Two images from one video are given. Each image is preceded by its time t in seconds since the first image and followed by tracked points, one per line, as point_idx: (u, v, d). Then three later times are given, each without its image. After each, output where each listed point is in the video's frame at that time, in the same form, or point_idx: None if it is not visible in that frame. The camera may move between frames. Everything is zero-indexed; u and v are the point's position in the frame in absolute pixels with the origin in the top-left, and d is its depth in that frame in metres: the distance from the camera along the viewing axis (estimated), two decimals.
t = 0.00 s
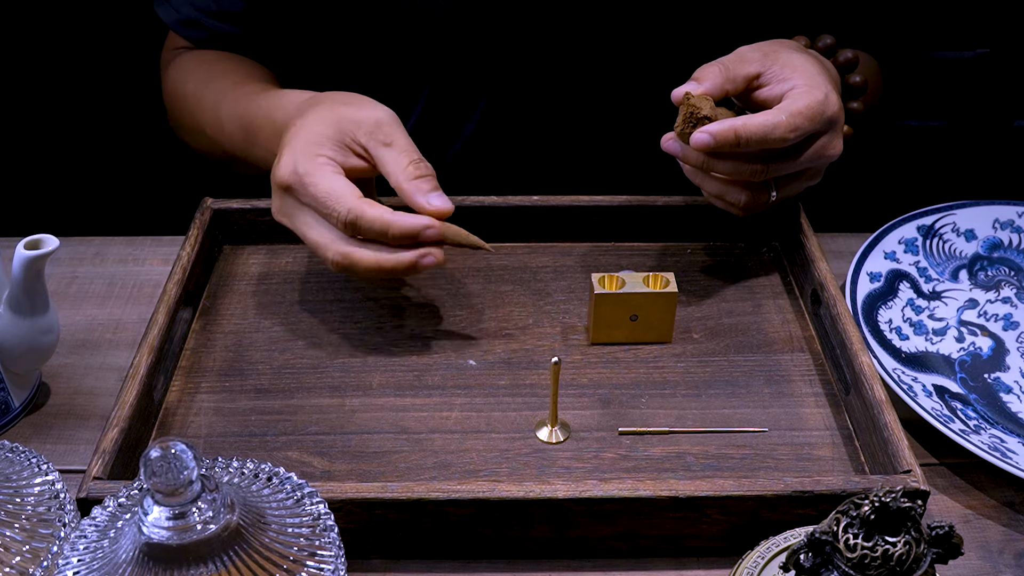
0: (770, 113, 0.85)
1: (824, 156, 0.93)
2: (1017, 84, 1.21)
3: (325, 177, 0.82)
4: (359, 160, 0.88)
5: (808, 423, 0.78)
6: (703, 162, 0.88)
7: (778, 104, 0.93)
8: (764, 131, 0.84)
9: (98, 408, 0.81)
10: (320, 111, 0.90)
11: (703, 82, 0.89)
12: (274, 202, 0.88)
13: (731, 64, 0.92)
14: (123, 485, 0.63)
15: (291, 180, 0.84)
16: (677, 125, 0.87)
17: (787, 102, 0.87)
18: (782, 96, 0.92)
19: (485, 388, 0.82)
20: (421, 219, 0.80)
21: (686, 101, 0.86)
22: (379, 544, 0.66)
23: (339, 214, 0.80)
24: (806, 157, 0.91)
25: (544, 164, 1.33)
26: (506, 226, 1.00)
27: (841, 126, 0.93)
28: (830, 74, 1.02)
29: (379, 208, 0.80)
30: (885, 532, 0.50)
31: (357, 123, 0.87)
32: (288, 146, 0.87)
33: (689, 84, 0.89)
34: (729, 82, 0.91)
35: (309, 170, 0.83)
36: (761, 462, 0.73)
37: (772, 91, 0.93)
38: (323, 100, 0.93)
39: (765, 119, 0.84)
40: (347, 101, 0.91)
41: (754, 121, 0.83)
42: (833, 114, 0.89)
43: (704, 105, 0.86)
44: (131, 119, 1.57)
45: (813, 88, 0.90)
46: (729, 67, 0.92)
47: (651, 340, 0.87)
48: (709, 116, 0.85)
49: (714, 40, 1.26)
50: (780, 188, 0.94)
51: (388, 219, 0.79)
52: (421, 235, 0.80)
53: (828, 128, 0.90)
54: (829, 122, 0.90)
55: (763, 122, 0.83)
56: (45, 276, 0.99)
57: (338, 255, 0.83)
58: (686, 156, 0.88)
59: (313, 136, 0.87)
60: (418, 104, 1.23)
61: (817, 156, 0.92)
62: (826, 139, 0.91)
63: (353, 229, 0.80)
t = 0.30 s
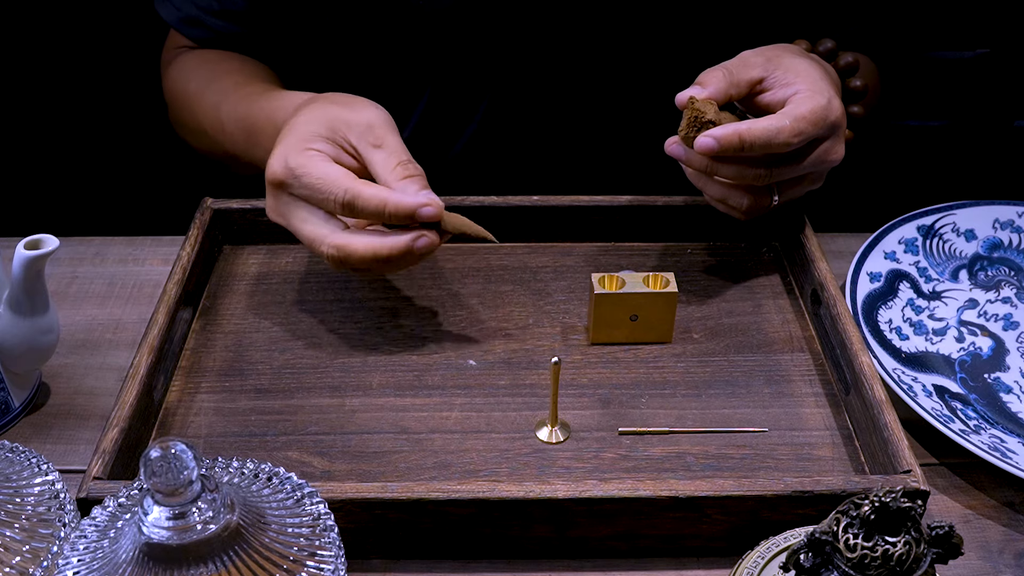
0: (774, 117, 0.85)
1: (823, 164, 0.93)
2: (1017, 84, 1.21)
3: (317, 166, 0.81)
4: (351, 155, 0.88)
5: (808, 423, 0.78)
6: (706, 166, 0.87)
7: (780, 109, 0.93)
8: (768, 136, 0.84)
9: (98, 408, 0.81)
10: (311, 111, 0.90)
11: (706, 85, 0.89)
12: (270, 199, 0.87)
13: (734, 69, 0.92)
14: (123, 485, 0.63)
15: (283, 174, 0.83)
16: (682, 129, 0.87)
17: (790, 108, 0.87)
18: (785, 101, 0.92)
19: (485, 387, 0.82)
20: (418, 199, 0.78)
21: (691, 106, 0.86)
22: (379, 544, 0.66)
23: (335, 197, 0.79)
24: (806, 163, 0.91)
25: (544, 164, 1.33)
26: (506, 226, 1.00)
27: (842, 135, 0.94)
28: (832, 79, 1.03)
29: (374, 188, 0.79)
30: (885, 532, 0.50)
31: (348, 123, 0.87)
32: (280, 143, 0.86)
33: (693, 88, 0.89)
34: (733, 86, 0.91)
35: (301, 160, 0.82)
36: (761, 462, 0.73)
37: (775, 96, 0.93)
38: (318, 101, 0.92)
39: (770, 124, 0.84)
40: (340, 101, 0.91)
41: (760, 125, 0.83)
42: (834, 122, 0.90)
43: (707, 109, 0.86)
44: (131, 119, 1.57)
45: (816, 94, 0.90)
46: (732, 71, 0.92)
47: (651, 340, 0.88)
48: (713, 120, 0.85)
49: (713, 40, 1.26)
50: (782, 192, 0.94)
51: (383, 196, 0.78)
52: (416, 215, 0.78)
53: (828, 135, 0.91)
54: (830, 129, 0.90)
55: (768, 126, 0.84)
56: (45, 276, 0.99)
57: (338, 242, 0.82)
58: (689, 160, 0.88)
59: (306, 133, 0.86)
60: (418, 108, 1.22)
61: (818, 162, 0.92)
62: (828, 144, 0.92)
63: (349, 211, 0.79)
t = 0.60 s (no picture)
0: (777, 117, 0.85)
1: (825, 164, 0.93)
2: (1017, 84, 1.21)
3: (323, 152, 0.81)
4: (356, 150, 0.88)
5: (808, 423, 0.78)
6: (707, 166, 0.87)
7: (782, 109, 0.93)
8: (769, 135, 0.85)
9: (98, 408, 0.81)
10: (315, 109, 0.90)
11: (708, 85, 0.89)
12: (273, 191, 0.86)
13: (737, 69, 0.92)
14: (123, 485, 0.63)
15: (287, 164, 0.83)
16: (683, 129, 0.87)
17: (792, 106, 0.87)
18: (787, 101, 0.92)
19: (485, 388, 0.82)
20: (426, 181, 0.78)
21: (692, 105, 0.86)
22: (379, 544, 0.66)
23: (340, 181, 0.79)
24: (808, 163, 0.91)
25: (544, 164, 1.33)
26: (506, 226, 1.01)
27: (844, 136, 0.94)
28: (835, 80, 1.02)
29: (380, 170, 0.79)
30: (885, 532, 0.50)
31: (355, 120, 0.87)
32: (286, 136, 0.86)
33: (694, 87, 0.89)
34: (734, 86, 0.91)
35: (306, 148, 0.82)
36: (761, 462, 0.73)
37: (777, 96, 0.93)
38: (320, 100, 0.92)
39: (773, 124, 0.84)
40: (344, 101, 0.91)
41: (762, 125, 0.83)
42: (835, 122, 0.90)
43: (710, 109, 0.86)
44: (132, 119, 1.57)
45: (818, 94, 0.90)
46: (734, 72, 0.92)
47: (651, 341, 0.88)
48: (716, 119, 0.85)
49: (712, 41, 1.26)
50: (784, 191, 0.94)
51: (390, 176, 0.78)
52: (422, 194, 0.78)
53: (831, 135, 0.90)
54: (831, 129, 0.90)
55: (770, 125, 0.84)
56: (45, 276, 0.99)
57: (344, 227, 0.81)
58: (690, 159, 0.88)
59: (312, 126, 0.86)
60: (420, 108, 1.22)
61: (821, 161, 0.92)
62: (830, 144, 0.92)
63: (355, 193, 0.79)
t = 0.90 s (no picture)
0: (782, 116, 0.85)
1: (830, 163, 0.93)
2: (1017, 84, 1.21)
3: (334, 155, 0.81)
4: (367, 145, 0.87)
5: (808, 423, 0.78)
6: (713, 164, 0.87)
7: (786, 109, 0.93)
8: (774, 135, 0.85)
9: (98, 408, 0.81)
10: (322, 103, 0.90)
11: (712, 84, 0.90)
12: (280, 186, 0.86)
13: (741, 68, 0.92)
14: (123, 485, 0.63)
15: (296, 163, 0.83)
16: (688, 127, 0.86)
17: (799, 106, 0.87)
18: (791, 100, 0.92)
19: (485, 388, 0.82)
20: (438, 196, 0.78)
21: (697, 102, 0.86)
22: (379, 544, 0.66)
23: (351, 188, 0.79)
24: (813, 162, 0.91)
25: (545, 164, 1.33)
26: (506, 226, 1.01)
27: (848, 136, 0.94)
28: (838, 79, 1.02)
29: (392, 181, 0.79)
30: (885, 532, 0.50)
31: (365, 112, 0.87)
32: (296, 131, 0.86)
33: (699, 86, 0.89)
34: (738, 86, 0.91)
35: (318, 149, 0.82)
36: (761, 462, 0.73)
37: (782, 95, 0.93)
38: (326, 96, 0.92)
39: (778, 123, 0.84)
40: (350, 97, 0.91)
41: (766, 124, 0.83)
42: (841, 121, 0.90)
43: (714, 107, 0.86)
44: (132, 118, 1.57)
45: (821, 93, 0.90)
46: (738, 71, 0.92)
47: (651, 340, 0.88)
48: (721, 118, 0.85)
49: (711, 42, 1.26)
50: (788, 189, 0.94)
51: (402, 189, 0.78)
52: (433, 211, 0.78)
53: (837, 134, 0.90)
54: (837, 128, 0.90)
55: (775, 125, 0.84)
56: (45, 276, 0.99)
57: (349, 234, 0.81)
58: (695, 158, 0.88)
59: (323, 121, 0.86)
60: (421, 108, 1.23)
61: (826, 160, 0.92)
62: (835, 142, 0.92)
63: (364, 202, 0.79)
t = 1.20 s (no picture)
0: (781, 120, 0.85)
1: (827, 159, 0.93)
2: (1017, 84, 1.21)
3: (379, 84, 0.78)
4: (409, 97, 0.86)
5: (808, 423, 0.78)
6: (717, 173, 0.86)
7: (782, 106, 0.93)
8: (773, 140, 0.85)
9: (98, 408, 0.81)
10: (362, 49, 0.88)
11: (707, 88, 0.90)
12: (320, 116, 0.83)
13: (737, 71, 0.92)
14: (123, 485, 0.63)
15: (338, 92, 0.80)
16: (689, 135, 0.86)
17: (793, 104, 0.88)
18: (786, 97, 0.92)
19: (485, 387, 0.82)
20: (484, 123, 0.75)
21: (698, 111, 0.85)
22: (379, 544, 0.66)
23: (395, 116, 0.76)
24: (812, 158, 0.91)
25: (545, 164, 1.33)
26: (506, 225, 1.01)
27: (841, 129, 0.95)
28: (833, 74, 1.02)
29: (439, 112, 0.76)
30: (885, 532, 0.50)
31: (411, 66, 0.86)
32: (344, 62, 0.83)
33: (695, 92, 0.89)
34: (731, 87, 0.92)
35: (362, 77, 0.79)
36: (761, 462, 0.73)
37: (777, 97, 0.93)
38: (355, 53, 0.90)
39: (777, 130, 0.85)
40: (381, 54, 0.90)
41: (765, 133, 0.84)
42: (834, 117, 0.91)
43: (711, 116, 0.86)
44: (132, 118, 1.57)
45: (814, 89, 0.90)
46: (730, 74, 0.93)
47: (651, 340, 0.88)
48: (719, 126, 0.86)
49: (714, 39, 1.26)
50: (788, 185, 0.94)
51: (449, 119, 0.75)
52: (477, 142, 0.75)
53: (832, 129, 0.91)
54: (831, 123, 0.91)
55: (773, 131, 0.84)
56: (45, 276, 0.99)
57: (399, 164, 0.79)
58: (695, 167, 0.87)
59: (371, 59, 0.84)
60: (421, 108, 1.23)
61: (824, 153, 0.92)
62: (831, 135, 0.92)
63: (413, 129, 0.76)
